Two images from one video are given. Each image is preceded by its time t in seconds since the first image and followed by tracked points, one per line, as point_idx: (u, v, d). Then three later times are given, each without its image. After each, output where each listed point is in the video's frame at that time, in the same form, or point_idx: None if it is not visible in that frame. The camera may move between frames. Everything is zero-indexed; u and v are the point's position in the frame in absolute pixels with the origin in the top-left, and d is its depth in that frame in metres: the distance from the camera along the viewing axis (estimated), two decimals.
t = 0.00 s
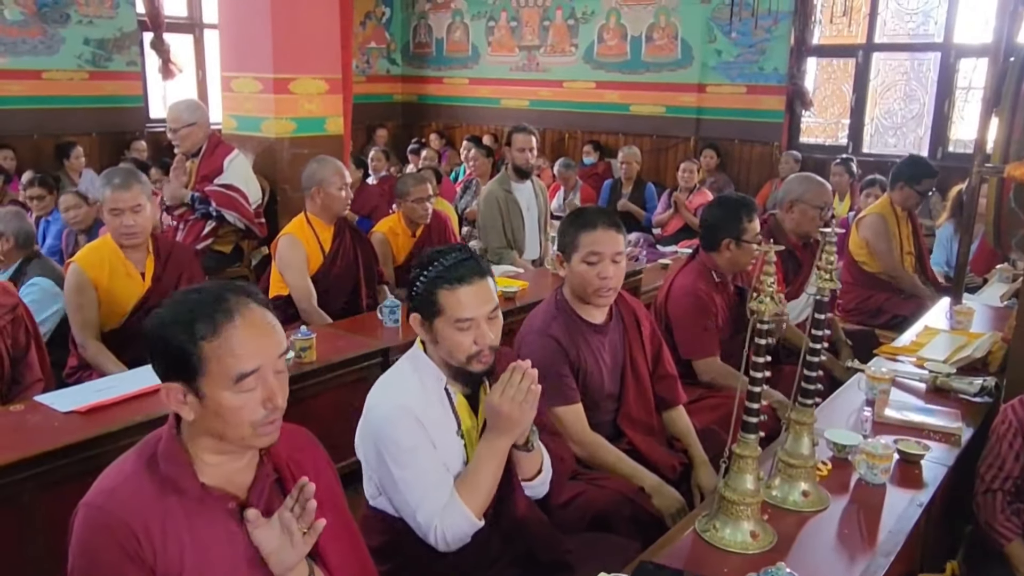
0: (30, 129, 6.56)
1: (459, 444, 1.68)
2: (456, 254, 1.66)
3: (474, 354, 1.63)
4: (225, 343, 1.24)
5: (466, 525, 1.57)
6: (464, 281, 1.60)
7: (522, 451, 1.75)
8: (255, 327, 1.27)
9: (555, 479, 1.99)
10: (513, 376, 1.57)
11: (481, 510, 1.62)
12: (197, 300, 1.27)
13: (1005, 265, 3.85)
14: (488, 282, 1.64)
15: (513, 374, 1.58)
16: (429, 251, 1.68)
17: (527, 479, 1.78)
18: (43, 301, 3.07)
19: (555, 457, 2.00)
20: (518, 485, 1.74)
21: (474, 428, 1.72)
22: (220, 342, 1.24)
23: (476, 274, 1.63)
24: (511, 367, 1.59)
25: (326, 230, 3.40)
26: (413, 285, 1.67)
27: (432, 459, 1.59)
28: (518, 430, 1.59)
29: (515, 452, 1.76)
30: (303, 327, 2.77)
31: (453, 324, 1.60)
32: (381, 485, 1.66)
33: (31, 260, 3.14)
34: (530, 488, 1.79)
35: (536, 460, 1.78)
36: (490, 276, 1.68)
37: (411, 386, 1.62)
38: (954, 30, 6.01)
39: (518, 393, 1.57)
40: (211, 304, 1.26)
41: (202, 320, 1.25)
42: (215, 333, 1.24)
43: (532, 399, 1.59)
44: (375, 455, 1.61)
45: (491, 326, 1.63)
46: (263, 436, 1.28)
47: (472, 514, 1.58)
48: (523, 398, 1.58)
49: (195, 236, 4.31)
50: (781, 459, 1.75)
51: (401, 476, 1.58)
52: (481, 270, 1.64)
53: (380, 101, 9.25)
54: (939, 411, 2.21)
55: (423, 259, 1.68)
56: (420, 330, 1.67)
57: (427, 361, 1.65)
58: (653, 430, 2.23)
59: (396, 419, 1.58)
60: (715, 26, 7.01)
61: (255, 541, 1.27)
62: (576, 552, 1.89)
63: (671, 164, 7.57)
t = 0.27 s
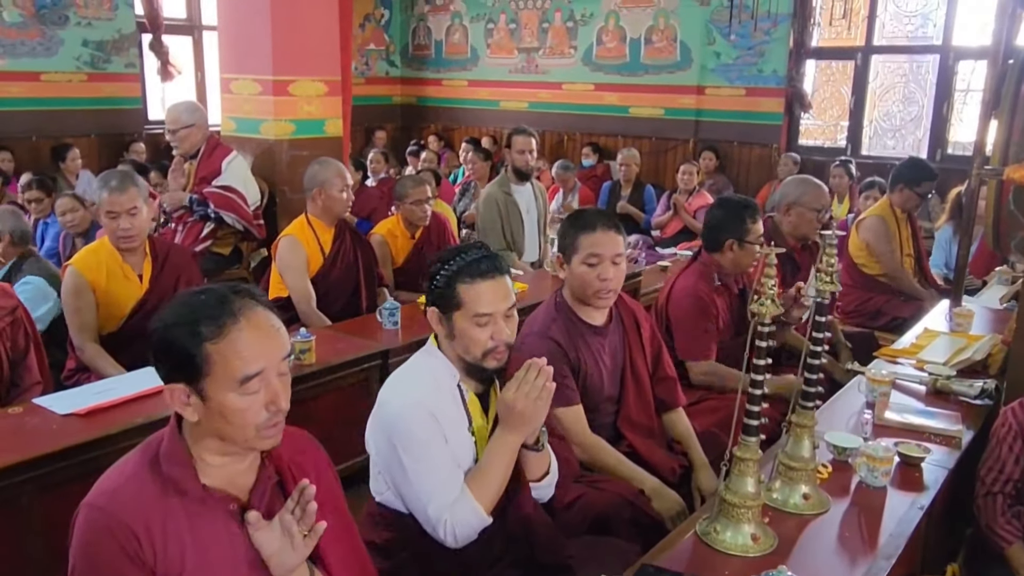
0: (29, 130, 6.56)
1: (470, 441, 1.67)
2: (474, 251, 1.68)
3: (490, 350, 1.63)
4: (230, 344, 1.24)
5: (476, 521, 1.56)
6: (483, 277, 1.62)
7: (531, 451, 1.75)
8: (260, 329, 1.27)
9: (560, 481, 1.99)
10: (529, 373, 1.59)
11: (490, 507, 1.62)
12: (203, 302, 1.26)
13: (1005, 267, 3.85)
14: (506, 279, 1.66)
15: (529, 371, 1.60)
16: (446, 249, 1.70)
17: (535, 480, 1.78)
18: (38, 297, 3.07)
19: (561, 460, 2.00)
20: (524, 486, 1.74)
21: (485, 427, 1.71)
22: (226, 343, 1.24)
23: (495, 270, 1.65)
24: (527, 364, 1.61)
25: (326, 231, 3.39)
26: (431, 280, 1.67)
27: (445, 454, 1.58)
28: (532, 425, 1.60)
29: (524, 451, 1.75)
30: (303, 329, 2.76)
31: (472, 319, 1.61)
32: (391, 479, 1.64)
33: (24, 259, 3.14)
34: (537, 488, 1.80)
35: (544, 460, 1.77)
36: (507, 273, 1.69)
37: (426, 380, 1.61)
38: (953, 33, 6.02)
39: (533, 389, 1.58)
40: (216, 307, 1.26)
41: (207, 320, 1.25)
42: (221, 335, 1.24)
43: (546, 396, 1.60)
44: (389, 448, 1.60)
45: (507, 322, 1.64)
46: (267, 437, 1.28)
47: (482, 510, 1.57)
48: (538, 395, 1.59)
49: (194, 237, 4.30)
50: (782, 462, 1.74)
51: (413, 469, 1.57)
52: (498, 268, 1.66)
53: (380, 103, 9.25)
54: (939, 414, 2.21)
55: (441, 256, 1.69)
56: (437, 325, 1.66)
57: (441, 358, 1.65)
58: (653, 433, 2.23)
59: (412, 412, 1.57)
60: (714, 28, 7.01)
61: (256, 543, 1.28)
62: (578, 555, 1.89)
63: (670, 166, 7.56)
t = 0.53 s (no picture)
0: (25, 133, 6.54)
1: (473, 442, 1.66)
2: (481, 251, 1.67)
3: (495, 349, 1.63)
4: (222, 349, 1.23)
5: (479, 520, 1.56)
6: (490, 276, 1.61)
7: (534, 452, 1.74)
8: (253, 334, 1.27)
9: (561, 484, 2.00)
10: (534, 374, 1.58)
11: (493, 506, 1.62)
12: (196, 306, 1.26)
13: (1001, 270, 3.86)
14: (512, 279, 1.65)
15: (534, 371, 1.59)
16: (453, 248, 1.69)
17: (536, 483, 1.77)
18: (28, 296, 3.05)
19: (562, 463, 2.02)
20: (526, 487, 1.73)
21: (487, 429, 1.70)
22: (217, 348, 1.23)
23: (500, 271, 1.64)
24: (533, 363, 1.60)
25: (323, 234, 3.39)
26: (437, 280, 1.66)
27: (450, 454, 1.57)
28: (537, 426, 1.60)
29: (526, 453, 1.75)
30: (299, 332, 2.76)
31: (479, 318, 1.60)
32: (394, 478, 1.63)
33: (15, 260, 3.09)
34: (538, 491, 1.78)
35: (546, 462, 1.77)
36: (513, 273, 1.69)
37: (431, 380, 1.61)
38: (948, 36, 6.04)
39: (538, 390, 1.57)
40: (208, 311, 1.25)
41: (198, 326, 1.24)
42: (213, 340, 1.23)
43: (552, 398, 1.59)
44: (393, 447, 1.59)
45: (513, 323, 1.64)
46: (260, 442, 1.28)
47: (485, 510, 1.57)
48: (542, 396, 1.58)
49: (190, 240, 4.30)
50: (779, 465, 1.74)
51: (417, 468, 1.56)
52: (505, 268, 1.65)
53: (376, 106, 9.25)
54: (937, 416, 2.21)
55: (448, 256, 1.68)
56: (442, 324, 1.66)
57: (445, 359, 1.64)
58: (650, 435, 2.22)
59: (417, 412, 1.56)
60: (710, 31, 7.03)
61: (248, 547, 1.26)
62: (575, 560, 1.88)
63: (666, 169, 7.56)
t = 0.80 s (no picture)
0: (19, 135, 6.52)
1: (468, 445, 1.66)
2: (476, 254, 1.67)
3: (490, 352, 1.63)
4: (203, 359, 1.23)
5: (473, 524, 1.55)
6: (485, 278, 1.61)
7: (529, 456, 1.75)
8: (236, 342, 1.26)
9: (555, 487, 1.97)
10: (529, 377, 1.58)
11: (488, 511, 1.61)
12: (177, 314, 1.25)
13: (994, 274, 3.87)
14: (506, 282, 1.65)
15: (530, 374, 1.59)
16: (449, 251, 1.69)
17: (532, 486, 1.78)
18: (19, 298, 3.03)
19: (558, 467, 1.98)
20: (522, 490, 1.73)
21: (482, 433, 1.69)
22: (199, 358, 1.23)
23: (495, 274, 1.64)
24: (529, 366, 1.60)
25: (318, 237, 3.38)
26: (432, 283, 1.66)
27: (444, 457, 1.57)
28: (532, 430, 1.59)
29: (521, 457, 1.75)
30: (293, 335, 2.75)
31: (474, 321, 1.60)
32: (388, 482, 1.63)
33: (6, 263, 3.06)
34: (534, 495, 1.78)
35: (541, 465, 1.77)
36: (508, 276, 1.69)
37: (426, 383, 1.60)
38: (942, 40, 6.06)
39: (533, 394, 1.57)
40: (189, 320, 1.24)
41: (179, 335, 1.23)
42: (193, 350, 1.23)
43: (547, 401, 1.59)
44: (387, 450, 1.59)
45: (507, 326, 1.64)
46: (246, 451, 1.27)
47: (480, 513, 1.56)
48: (538, 400, 1.58)
49: (184, 243, 4.28)
50: (774, 469, 1.74)
51: (411, 471, 1.56)
52: (499, 270, 1.66)
53: (371, 109, 9.25)
54: (931, 420, 2.21)
55: (443, 259, 1.68)
56: (436, 328, 1.65)
57: (440, 361, 1.63)
58: (644, 437, 2.21)
59: (412, 415, 1.56)
60: (705, 35, 7.04)
61: (236, 555, 1.26)
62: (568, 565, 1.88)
63: (661, 172, 7.57)
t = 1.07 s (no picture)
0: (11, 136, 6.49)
1: (458, 451, 1.66)
2: (462, 256, 1.66)
3: (477, 356, 1.62)
4: (179, 367, 1.22)
5: (463, 530, 1.54)
6: (470, 283, 1.60)
7: (519, 459, 1.75)
8: (213, 348, 1.26)
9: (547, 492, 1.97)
10: (517, 381, 1.58)
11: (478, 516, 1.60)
12: (154, 321, 1.25)
13: (986, 276, 3.88)
14: (490, 283, 1.64)
15: (518, 378, 1.59)
16: (435, 254, 1.68)
17: (524, 488, 1.79)
18: (10, 299, 3.00)
19: (551, 468, 2.00)
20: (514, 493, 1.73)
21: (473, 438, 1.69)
22: (173, 367, 1.22)
23: (479, 277, 1.63)
24: (516, 371, 1.59)
25: (310, 238, 3.37)
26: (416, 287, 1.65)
27: (433, 462, 1.57)
28: (522, 434, 1.59)
29: (512, 460, 1.76)
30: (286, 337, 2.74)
31: (458, 326, 1.60)
32: (378, 488, 1.62)
33: None
34: (526, 497, 1.80)
35: (532, 468, 1.78)
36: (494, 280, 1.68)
37: (414, 388, 1.60)
38: (935, 44, 6.09)
39: (522, 398, 1.57)
40: (165, 327, 1.24)
41: (153, 343, 1.23)
42: (168, 358, 1.22)
43: (535, 405, 1.59)
44: (376, 456, 1.58)
45: (494, 329, 1.63)
46: (227, 457, 1.26)
47: (470, 519, 1.56)
48: (527, 404, 1.58)
49: (177, 244, 4.27)
50: (768, 471, 1.74)
51: (400, 477, 1.55)
52: (485, 274, 1.65)
53: (365, 111, 9.24)
54: (924, 422, 2.22)
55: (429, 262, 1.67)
56: (422, 333, 1.65)
57: (428, 366, 1.63)
58: (637, 440, 2.21)
59: (400, 420, 1.56)
60: (699, 38, 7.05)
61: (222, 563, 1.26)
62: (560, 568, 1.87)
63: (655, 174, 7.58)
